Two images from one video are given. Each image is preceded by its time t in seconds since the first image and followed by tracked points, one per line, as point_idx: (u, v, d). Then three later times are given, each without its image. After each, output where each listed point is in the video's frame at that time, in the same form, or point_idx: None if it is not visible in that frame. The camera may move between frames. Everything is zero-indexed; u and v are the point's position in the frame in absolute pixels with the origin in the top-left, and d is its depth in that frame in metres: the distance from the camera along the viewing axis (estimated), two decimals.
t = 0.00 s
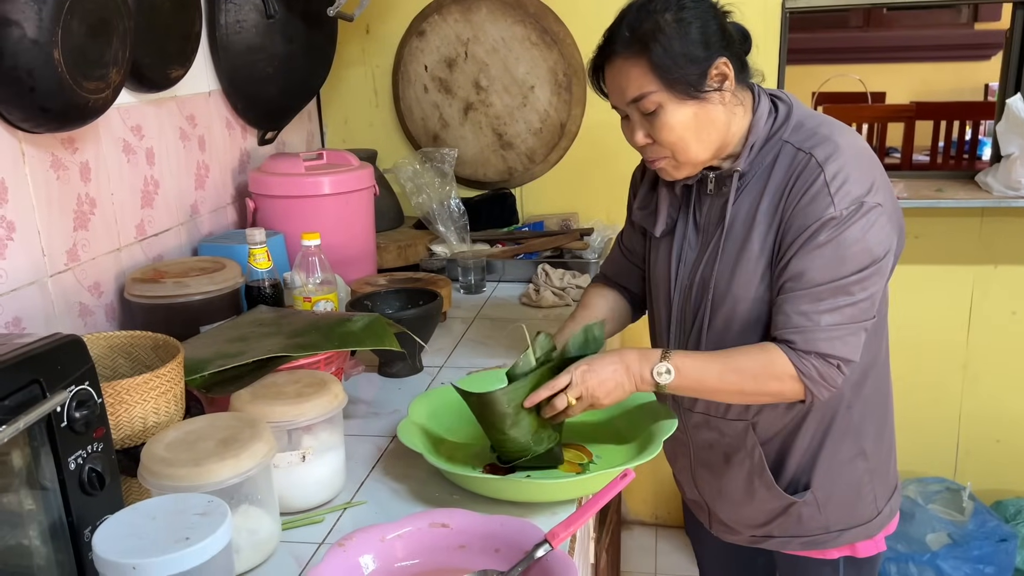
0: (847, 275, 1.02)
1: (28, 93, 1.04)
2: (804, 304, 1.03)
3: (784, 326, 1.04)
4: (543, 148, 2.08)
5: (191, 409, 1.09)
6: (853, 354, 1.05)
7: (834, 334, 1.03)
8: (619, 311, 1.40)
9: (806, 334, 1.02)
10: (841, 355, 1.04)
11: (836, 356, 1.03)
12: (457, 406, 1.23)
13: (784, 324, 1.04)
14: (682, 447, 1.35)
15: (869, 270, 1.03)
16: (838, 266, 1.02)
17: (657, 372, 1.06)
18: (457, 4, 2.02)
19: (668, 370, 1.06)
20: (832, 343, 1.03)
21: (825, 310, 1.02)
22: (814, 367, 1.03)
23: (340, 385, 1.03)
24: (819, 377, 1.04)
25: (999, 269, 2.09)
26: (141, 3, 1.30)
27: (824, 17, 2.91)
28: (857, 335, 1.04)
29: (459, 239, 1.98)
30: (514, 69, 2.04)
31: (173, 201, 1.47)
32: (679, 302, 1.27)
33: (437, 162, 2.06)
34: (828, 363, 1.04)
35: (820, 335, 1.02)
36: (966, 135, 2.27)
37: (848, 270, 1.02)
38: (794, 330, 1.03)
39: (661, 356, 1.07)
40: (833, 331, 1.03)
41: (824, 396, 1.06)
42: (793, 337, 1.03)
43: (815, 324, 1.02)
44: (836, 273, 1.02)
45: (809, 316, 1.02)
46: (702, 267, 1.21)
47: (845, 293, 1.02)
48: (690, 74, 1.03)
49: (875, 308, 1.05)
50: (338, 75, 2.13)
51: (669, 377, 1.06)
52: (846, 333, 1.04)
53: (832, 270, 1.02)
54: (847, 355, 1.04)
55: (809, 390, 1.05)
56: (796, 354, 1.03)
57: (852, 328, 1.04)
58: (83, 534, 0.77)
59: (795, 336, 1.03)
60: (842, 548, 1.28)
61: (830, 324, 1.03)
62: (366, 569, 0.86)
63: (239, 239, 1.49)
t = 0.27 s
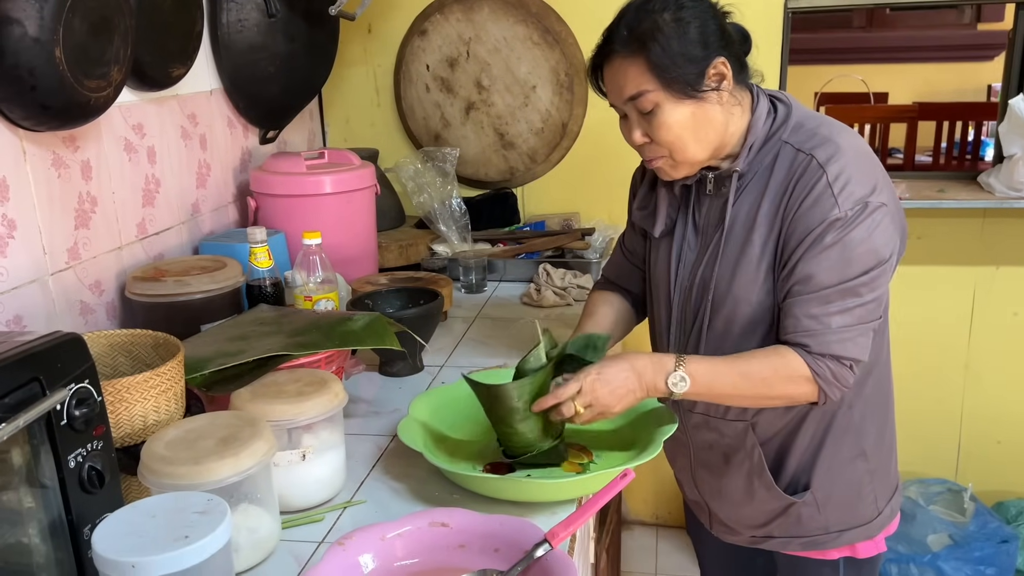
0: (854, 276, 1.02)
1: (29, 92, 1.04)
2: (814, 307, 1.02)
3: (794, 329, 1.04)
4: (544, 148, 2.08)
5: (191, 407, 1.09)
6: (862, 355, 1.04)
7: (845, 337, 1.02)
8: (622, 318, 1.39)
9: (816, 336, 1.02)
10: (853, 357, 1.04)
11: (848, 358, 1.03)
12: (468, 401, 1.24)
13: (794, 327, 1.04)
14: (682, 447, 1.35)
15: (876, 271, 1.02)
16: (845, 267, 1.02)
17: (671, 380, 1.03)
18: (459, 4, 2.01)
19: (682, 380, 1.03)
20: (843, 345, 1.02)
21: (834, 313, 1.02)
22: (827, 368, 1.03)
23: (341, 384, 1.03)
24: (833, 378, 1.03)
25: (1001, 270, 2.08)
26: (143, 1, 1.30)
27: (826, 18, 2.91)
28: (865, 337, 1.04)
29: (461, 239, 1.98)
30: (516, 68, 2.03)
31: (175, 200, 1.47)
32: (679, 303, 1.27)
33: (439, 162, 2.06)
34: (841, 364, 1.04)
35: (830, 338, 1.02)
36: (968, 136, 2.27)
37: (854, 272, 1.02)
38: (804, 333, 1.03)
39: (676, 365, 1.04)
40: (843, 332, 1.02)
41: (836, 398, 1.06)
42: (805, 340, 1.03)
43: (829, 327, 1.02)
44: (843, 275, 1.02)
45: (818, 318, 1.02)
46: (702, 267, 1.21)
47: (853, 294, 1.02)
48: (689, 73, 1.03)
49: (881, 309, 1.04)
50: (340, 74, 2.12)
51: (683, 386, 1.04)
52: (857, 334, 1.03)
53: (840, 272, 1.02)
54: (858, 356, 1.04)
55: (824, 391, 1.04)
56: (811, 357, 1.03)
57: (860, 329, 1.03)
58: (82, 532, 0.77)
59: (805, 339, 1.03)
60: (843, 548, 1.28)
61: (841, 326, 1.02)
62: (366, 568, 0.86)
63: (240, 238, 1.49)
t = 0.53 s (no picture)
0: (845, 272, 0.99)
1: (34, 90, 1.04)
2: (804, 303, 0.98)
3: (784, 325, 0.99)
4: (547, 147, 2.08)
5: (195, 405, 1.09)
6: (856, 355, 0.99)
7: (838, 333, 0.98)
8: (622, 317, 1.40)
9: (807, 330, 0.98)
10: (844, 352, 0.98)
11: (839, 353, 0.98)
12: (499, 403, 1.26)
13: (784, 324, 0.99)
14: (688, 449, 1.35)
15: (869, 268, 1.00)
16: (837, 263, 0.99)
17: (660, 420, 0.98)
18: (462, 3, 2.02)
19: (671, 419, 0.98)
20: (836, 342, 0.98)
21: (826, 309, 0.98)
22: (815, 367, 0.97)
23: (344, 383, 1.03)
24: (823, 378, 0.97)
25: (1004, 270, 2.08)
26: None
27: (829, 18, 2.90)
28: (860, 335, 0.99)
29: (464, 238, 1.98)
30: (519, 67, 2.03)
31: (178, 197, 1.47)
32: (682, 308, 1.26)
33: (442, 161, 2.06)
34: (832, 360, 0.98)
35: (820, 333, 0.97)
36: (971, 136, 2.27)
37: (847, 269, 0.99)
38: (794, 328, 0.98)
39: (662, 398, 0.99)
40: (835, 327, 0.98)
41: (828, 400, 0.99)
42: (791, 336, 0.98)
43: (816, 323, 0.98)
44: (835, 272, 0.99)
45: (808, 314, 0.98)
46: (704, 272, 1.21)
47: (845, 292, 0.99)
48: (682, 81, 1.02)
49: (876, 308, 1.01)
50: (343, 72, 2.13)
51: (672, 428, 0.98)
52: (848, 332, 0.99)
53: (831, 268, 0.99)
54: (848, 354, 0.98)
55: (813, 393, 0.98)
56: (799, 356, 0.98)
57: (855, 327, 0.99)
58: (87, 529, 0.77)
59: (794, 334, 0.98)
60: (851, 548, 1.28)
61: (832, 322, 0.98)
62: (370, 566, 0.86)
63: (243, 237, 1.49)
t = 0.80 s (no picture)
0: (830, 273, 0.96)
1: (36, 88, 1.04)
2: (788, 303, 0.95)
3: (768, 328, 0.96)
4: (548, 147, 2.08)
5: (197, 404, 1.09)
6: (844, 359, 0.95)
7: (821, 333, 0.94)
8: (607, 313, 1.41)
9: (791, 327, 0.94)
10: (827, 354, 0.94)
11: (820, 353, 0.93)
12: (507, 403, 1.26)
13: (766, 327, 0.96)
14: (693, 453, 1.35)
15: (857, 271, 0.97)
16: (824, 264, 0.96)
17: (633, 437, 0.96)
18: (464, 2, 2.01)
19: (643, 435, 0.96)
20: (818, 342, 0.94)
21: (809, 309, 0.94)
22: (798, 368, 0.92)
23: (347, 382, 1.03)
24: (806, 380, 0.93)
25: (1006, 271, 2.08)
26: None
27: (830, 18, 2.91)
28: (847, 337, 0.95)
29: (465, 237, 1.98)
30: (521, 67, 2.03)
31: (180, 196, 1.47)
32: (682, 314, 1.26)
33: (443, 160, 2.06)
34: (812, 359, 0.93)
35: (802, 333, 0.94)
36: (973, 136, 2.27)
37: (831, 271, 0.96)
38: (776, 330, 0.95)
39: (634, 414, 0.97)
40: (818, 327, 0.94)
41: (814, 404, 0.94)
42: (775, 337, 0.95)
43: (800, 323, 0.94)
44: (819, 273, 0.96)
45: (791, 314, 0.95)
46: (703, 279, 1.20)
47: (830, 292, 0.95)
48: (674, 89, 1.00)
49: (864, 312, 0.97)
50: (344, 72, 2.12)
51: (644, 445, 0.96)
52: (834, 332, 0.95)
53: (818, 269, 0.96)
54: (833, 355, 0.94)
55: (797, 397, 0.93)
56: (777, 358, 0.94)
57: (841, 329, 0.95)
58: (89, 528, 0.77)
59: (777, 335, 0.95)
60: (857, 551, 1.28)
61: (818, 321, 0.94)
62: (371, 566, 0.86)
63: (244, 236, 1.49)
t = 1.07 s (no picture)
0: (821, 277, 0.95)
1: (38, 87, 1.04)
2: (781, 310, 0.95)
3: (761, 334, 0.96)
4: (550, 146, 2.08)
5: (199, 404, 1.09)
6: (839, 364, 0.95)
7: (814, 339, 0.93)
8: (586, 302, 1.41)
9: (782, 331, 0.94)
10: (820, 358, 0.93)
11: (813, 357, 0.93)
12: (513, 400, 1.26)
13: (760, 333, 0.96)
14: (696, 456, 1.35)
15: (849, 275, 0.96)
16: (816, 268, 0.95)
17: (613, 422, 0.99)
18: (465, 1, 2.01)
19: (623, 421, 0.99)
20: (811, 348, 0.93)
21: (802, 316, 0.94)
22: (787, 372, 0.92)
23: (349, 381, 1.03)
24: (796, 385, 0.92)
25: (1007, 271, 2.08)
26: None
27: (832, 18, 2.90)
28: (840, 343, 0.95)
29: (466, 237, 1.98)
30: (522, 66, 2.03)
31: (181, 195, 1.47)
32: (681, 319, 1.25)
33: (445, 159, 2.06)
34: (804, 364, 0.93)
35: (795, 339, 0.93)
36: (974, 136, 2.27)
37: (824, 276, 0.95)
38: (769, 337, 0.95)
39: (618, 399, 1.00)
40: (810, 333, 0.93)
41: (806, 408, 0.94)
42: (768, 342, 0.95)
43: (791, 328, 0.93)
44: (811, 279, 0.95)
45: (783, 321, 0.94)
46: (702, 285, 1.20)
47: (823, 297, 0.94)
48: (667, 98, 1.00)
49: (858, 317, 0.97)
50: (346, 71, 2.12)
51: (622, 431, 0.99)
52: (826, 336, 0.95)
53: (810, 273, 0.95)
54: (825, 359, 0.94)
55: (786, 400, 0.93)
56: (769, 361, 0.94)
57: (834, 335, 0.94)
58: (92, 527, 0.76)
59: (770, 341, 0.94)
60: (863, 553, 1.28)
61: (810, 324, 0.94)
62: (374, 566, 0.86)
63: (246, 235, 1.49)
